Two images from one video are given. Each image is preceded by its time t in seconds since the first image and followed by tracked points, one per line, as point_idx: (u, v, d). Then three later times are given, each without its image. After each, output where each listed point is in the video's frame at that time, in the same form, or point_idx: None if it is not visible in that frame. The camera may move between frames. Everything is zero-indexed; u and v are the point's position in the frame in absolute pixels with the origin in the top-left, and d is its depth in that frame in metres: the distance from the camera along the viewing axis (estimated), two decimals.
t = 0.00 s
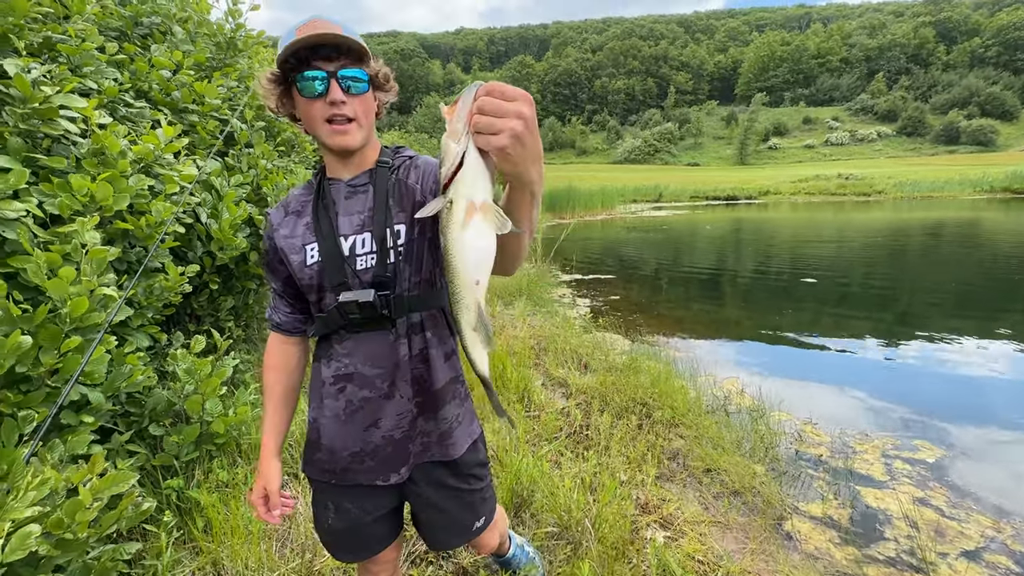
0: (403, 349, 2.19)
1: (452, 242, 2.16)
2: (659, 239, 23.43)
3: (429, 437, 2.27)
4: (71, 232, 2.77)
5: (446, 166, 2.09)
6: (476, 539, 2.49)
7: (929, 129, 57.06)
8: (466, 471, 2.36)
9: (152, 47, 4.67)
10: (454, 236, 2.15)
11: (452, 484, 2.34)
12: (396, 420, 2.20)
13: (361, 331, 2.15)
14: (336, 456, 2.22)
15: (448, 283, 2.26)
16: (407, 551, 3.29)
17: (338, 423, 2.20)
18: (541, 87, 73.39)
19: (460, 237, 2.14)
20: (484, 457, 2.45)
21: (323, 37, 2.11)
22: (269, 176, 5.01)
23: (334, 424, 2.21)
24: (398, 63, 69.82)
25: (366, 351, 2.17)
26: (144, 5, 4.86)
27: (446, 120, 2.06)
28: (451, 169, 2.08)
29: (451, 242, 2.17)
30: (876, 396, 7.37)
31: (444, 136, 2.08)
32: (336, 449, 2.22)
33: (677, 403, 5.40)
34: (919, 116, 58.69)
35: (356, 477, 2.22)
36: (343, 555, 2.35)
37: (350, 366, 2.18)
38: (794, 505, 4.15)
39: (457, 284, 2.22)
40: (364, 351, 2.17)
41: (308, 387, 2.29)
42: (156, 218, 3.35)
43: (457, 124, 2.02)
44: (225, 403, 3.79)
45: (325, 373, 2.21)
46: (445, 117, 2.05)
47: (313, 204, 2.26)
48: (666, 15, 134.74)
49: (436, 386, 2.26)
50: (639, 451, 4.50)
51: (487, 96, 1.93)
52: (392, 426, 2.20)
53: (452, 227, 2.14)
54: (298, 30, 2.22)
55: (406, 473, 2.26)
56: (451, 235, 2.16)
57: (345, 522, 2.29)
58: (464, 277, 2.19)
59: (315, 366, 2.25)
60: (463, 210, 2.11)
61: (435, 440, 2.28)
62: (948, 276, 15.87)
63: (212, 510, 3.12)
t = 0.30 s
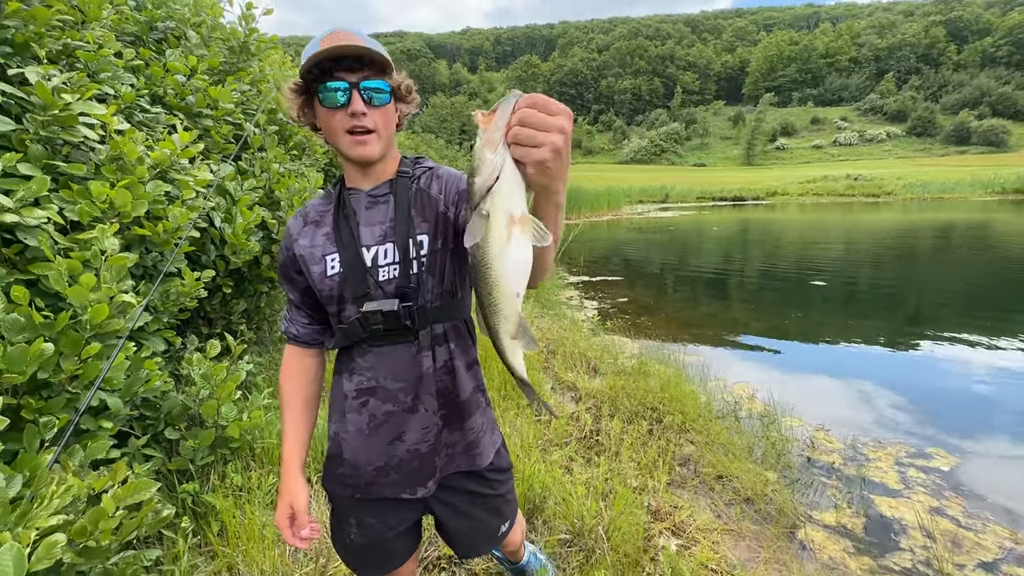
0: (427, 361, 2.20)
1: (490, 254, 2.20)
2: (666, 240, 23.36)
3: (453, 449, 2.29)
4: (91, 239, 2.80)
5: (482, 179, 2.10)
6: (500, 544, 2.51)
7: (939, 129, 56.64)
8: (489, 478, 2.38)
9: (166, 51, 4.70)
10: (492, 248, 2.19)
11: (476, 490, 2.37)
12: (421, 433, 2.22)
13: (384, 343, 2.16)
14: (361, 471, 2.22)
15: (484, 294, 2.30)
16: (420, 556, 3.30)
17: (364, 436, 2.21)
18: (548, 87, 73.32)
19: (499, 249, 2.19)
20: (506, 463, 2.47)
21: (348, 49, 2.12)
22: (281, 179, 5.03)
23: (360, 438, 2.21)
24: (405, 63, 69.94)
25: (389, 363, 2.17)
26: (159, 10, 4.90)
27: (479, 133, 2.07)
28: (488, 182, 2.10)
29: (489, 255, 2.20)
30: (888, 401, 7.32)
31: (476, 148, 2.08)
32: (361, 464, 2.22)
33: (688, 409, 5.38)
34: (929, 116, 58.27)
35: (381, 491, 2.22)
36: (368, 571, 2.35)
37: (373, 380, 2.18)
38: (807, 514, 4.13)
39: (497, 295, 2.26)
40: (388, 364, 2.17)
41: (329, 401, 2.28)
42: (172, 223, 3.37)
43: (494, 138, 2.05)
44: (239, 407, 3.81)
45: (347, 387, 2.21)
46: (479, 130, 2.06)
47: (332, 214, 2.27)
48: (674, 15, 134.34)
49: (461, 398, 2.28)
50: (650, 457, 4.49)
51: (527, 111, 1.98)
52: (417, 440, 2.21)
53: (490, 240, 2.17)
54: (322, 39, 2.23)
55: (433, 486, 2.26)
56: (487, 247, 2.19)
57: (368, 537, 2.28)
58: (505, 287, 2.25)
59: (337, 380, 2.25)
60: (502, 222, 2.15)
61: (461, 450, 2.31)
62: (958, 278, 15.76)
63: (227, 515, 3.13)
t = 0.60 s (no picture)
0: (448, 372, 2.14)
1: (575, 247, 2.31)
2: (671, 242, 23.28)
3: (473, 461, 2.24)
4: (99, 243, 2.75)
5: (578, 172, 2.23)
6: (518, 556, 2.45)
7: (946, 131, 56.38)
8: (508, 490, 2.33)
9: (175, 52, 4.66)
10: (578, 241, 2.31)
11: (496, 502, 2.32)
12: (441, 446, 2.16)
13: (403, 352, 2.10)
14: (378, 487, 2.15)
15: (553, 289, 2.37)
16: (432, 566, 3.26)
17: (383, 451, 2.14)
18: (553, 87, 73.28)
19: (583, 242, 2.32)
20: (523, 474, 2.43)
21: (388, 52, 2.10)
22: (290, 181, 4.99)
23: (383, 451, 2.14)
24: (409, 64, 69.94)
25: (409, 373, 2.11)
26: (168, 11, 4.86)
27: (583, 124, 2.19)
28: (584, 174, 2.24)
29: (574, 246, 2.31)
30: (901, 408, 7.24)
31: (576, 140, 2.20)
32: (379, 479, 2.15)
33: (699, 415, 5.30)
34: (936, 118, 57.98)
35: (399, 508, 2.16)
36: None
37: (391, 391, 2.11)
38: (824, 524, 4.05)
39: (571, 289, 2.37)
40: (407, 374, 2.11)
41: (343, 414, 2.21)
42: (181, 226, 3.33)
43: (597, 132, 2.20)
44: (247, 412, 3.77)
45: (363, 400, 2.14)
46: (583, 122, 2.19)
47: (345, 217, 2.20)
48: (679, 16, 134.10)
49: (481, 409, 2.23)
50: (663, 464, 4.41)
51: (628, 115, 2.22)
52: (438, 453, 2.16)
53: (578, 233, 2.30)
54: (352, 38, 2.19)
55: (454, 502, 2.21)
56: (572, 240, 2.31)
57: (385, 558, 2.22)
58: (582, 281, 2.37)
59: (352, 392, 2.18)
60: (589, 217, 2.31)
61: (482, 463, 2.25)
62: (967, 281, 15.65)
63: (236, 523, 3.09)
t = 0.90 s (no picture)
0: (448, 389, 2.06)
1: (626, 248, 2.21)
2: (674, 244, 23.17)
3: (474, 481, 2.15)
4: (92, 247, 2.67)
5: (629, 169, 2.16)
6: None
7: (951, 133, 56.18)
8: (511, 511, 2.24)
9: (176, 52, 4.59)
10: (629, 243, 2.21)
11: (499, 525, 2.22)
12: (442, 467, 2.07)
13: (400, 368, 2.02)
14: (376, 511, 2.06)
15: (601, 296, 2.27)
16: None
17: (381, 473, 2.05)
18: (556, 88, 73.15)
19: (634, 244, 2.23)
20: (526, 492, 2.34)
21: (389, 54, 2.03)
22: (291, 183, 4.91)
23: (383, 473, 2.05)
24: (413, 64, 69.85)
25: (407, 390, 2.03)
26: (169, 10, 4.79)
27: (635, 118, 2.14)
28: (636, 172, 2.17)
29: (624, 248, 2.21)
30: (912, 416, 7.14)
31: (629, 135, 2.14)
32: (377, 503, 2.06)
33: (706, 423, 5.20)
34: (941, 120, 57.76)
35: (397, 533, 2.07)
36: None
37: (388, 410, 2.03)
38: (837, 538, 3.95)
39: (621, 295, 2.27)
40: (405, 391, 2.03)
41: (337, 434, 2.13)
42: (178, 230, 3.24)
43: (650, 128, 2.14)
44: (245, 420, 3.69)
45: (359, 420, 2.05)
46: (635, 116, 2.14)
47: (338, 227, 2.12)
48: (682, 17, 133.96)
49: (482, 426, 2.15)
50: (670, 474, 4.31)
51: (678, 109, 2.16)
52: (438, 474, 2.07)
53: (629, 234, 2.21)
54: (347, 36, 2.11)
55: (455, 525, 2.11)
56: (622, 242, 2.21)
57: None
58: (632, 288, 2.26)
59: (347, 411, 2.09)
60: (640, 217, 2.23)
61: (482, 482, 2.17)
62: (973, 284, 15.54)
63: (232, 536, 3.02)
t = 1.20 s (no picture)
0: (444, 402, 2.01)
1: (636, 270, 2.12)
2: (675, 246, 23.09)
3: (472, 498, 2.09)
4: (86, 250, 2.62)
5: (645, 188, 2.08)
6: None
7: (953, 136, 56.09)
8: (511, 528, 2.17)
9: (175, 52, 4.54)
10: (640, 265, 2.12)
11: (499, 542, 2.16)
12: (437, 483, 2.02)
13: (394, 380, 1.97)
14: (369, 529, 2.01)
15: (606, 317, 2.18)
16: None
17: (373, 491, 2.01)
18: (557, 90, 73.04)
19: (645, 266, 2.13)
20: (528, 508, 2.27)
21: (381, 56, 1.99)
22: (291, 185, 4.87)
23: (374, 491, 2.01)
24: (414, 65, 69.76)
25: (400, 404, 1.99)
26: (168, 10, 4.74)
27: (655, 135, 2.04)
28: (652, 192, 2.09)
29: (634, 271, 2.12)
30: (917, 421, 7.07)
31: (647, 153, 2.04)
32: (370, 521, 2.01)
33: (709, 429, 5.13)
34: (943, 123, 57.67)
35: (390, 552, 2.02)
36: None
37: (382, 424, 1.99)
38: (843, 548, 3.88)
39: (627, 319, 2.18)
40: (399, 405, 1.99)
41: (330, 449, 2.09)
42: (174, 232, 3.19)
43: (670, 146, 2.05)
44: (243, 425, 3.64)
45: (352, 434, 2.01)
46: (656, 133, 2.04)
47: (332, 234, 2.07)
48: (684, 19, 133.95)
49: (480, 441, 2.09)
50: (673, 481, 4.25)
51: (700, 128, 2.06)
52: (433, 491, 2.01)
53: (640, 256, 2.12)
54: (338, 38, 2.07)
55: (452, 544, 2.05)
56: (632, 263, 2.12)
57: None
58: (638, 312, 2.16)
59: (340, 425, 2.05)
60: (652, 239, 2.14)
61: (480, 498, 2.10)
62: (975, 287, 15.50)
63: (227, 545, 2.96)
